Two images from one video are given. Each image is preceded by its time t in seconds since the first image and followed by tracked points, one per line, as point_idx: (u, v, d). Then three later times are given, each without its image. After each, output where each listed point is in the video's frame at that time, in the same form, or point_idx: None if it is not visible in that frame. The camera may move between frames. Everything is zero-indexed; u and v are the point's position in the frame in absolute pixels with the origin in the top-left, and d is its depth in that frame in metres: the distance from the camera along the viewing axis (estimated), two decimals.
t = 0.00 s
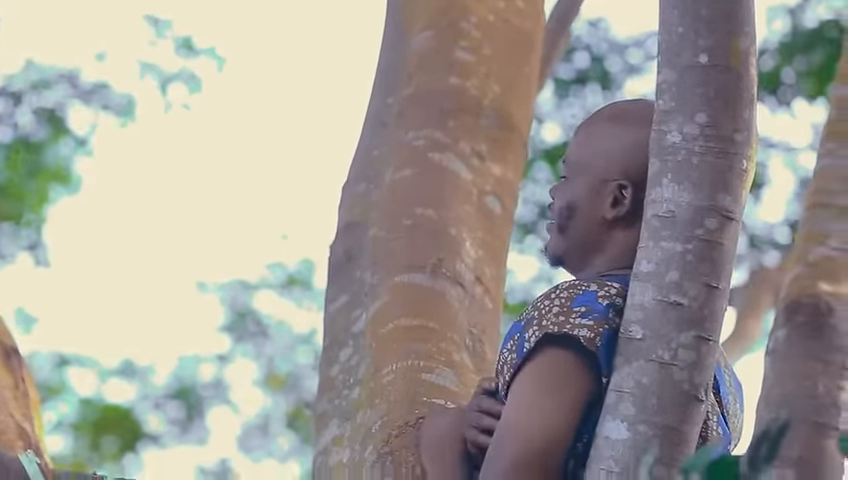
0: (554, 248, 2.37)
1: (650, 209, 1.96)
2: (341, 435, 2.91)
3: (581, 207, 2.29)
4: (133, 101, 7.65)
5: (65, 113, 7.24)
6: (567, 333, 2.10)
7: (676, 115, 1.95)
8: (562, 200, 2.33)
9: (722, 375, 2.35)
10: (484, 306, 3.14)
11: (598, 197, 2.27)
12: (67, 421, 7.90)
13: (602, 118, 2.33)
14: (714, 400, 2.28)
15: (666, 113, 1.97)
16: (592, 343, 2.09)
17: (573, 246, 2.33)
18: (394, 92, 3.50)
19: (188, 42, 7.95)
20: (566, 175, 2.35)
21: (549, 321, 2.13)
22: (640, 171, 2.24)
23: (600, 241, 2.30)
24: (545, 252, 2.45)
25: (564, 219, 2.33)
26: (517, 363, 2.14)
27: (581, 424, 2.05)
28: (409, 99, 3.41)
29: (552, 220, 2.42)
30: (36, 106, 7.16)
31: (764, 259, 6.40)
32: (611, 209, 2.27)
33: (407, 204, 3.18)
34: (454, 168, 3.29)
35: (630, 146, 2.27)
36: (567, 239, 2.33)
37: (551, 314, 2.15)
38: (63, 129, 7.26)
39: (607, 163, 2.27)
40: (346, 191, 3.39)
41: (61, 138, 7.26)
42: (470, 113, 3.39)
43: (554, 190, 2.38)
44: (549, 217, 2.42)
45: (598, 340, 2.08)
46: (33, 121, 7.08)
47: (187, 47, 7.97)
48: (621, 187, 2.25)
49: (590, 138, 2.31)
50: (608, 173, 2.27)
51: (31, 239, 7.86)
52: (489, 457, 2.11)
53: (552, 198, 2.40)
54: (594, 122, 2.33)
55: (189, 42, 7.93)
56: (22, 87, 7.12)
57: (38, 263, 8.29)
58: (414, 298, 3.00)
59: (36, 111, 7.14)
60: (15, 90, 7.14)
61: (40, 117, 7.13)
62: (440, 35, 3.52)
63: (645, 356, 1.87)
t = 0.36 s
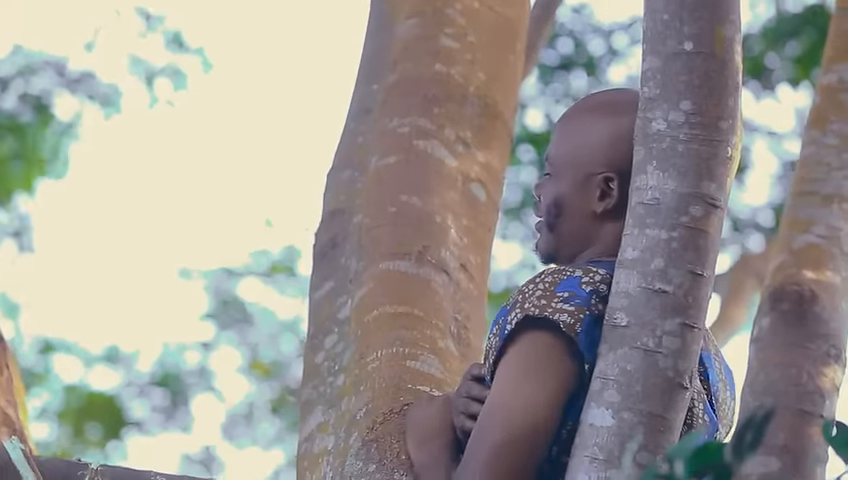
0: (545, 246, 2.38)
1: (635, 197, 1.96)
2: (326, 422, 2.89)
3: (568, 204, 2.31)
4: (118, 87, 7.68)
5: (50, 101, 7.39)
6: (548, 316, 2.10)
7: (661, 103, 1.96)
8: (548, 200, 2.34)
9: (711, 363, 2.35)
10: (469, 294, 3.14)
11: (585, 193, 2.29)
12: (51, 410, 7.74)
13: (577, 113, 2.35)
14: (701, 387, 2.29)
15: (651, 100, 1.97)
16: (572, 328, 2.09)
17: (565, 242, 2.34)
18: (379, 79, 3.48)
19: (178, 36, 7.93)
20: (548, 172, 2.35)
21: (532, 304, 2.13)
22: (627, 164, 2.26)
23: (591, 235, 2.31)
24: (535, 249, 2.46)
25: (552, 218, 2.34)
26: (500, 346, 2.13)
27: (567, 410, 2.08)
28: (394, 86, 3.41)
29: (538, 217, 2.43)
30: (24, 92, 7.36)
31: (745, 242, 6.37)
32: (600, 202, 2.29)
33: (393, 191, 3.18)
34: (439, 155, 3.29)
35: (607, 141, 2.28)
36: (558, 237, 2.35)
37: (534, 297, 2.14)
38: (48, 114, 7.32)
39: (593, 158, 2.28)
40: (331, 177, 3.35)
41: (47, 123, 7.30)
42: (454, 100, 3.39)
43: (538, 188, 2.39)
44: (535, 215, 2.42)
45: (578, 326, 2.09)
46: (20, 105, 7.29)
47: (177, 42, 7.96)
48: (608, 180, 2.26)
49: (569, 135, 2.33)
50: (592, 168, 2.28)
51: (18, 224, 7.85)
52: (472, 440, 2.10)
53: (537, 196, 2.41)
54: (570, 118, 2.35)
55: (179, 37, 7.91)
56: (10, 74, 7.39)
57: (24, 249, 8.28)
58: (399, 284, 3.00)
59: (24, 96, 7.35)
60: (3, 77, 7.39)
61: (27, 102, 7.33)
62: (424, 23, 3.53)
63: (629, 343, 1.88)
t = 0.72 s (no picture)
0: (539, 240, 2.37)
1: (625, 187, 1.95)
2: (315, 412, 2.87)
3: (560, 196, 2.30)
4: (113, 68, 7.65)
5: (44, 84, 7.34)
6: (535, 306, 2.10)
7: (651, 93, 1.96)
8: (539, 192, 2.34)
9: (704, 353, 2.35)
10: (459, 285, 3.14)
11: (576, 185, 2.28)
12: (39, 402, 7.76)
13: (567, 104, 2.35)
14: (693, 377, 2.29)
15: (641, 90, 1.98)
16: (559, 317, 2.09)
17: (558, 235, 2.34)
18: (369, 69, 3.47)
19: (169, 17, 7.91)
20: (540, 165, 2.35)
21: (520, 295, 2.13)
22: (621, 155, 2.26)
23: (583, 228, 2.31)
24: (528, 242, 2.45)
25: (545, 210, 2.34)
26: (491, 336, 2.14)
27: (559, 401, 2.08)
28: (385, 76, 3.40)
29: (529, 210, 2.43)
30: (18, 77, 7.32)
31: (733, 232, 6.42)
32: (592, 194, 2.28)
33: (383, 181, 3.17)
34: (429, 145, 3.29)
35: (597, 128, 2.29)
36: (550, 229, 2.34)
37: (522, 286, 2.14)
38: (42, 98, 7.28)
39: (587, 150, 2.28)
40: (320, 166, 3.34)
41: (41, 106, 7.28)
42: (444, 91, 3.39)
43: (529, 181, 2.39)
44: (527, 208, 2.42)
45: (565, 315, 2.09)
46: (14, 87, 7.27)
47: (169, 22, 7.93)
48: (599, 172, 2.26)
49: (559, 126, 2.32)
50: (584, 159, 2.28)
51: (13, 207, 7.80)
52: (468, 433, 2.11)
53: (528, 189, 2.41)
54: (559, 110, 2.35)
55: (170, 18, 7.88)
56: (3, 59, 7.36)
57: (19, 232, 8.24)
58: (389, 274, 3.00)
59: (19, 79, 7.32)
60: None
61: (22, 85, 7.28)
62: (415, 13, 3.52)
63: (619, 333, 1.87)
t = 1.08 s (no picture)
0: (532, 234, 2.37)
1: (617, 180, 1.95)
2: (307, 404, 2.87)
3: (552, 189, 2.30)
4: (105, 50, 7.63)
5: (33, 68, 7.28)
6: (529, 299, 2.09)
7: (643, 85, 1.96)
8: (533, 187, 2.34)
9: (694, 347, 2.35)
10: (451, 277, 3.14)
11: (569, 178, 2.28)
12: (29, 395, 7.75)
13: (558, 98, 2.34)
14: (684, 370, 2.29)
15: (633, 83, 1.97)
16: (552, 310, 2.08)
17: (551, 228, 2.34)
18: (362, 61, 3.46)
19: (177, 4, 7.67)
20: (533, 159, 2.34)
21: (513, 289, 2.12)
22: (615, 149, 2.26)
23: (576, 220, 2.31)
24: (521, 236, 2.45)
25: (538, 205, 2.34)
26: (483, 329, 2.13)
27: (550, 394, 2.08)
28: (377, 68, 3.39)
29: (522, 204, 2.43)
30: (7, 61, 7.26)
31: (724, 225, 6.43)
32: (586, 188, 2.28)
33: (375, 173, 3.17)
34: (421, 137, 3.28)
35: (589, 121, 2.29)
36: (544, 223, 2.34)
37: (515, 279, 2.14)
38: (31, 80, 7.22)
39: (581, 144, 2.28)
40: (313, 158, 3.35)
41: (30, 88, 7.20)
42: (437, 83, 3.39)
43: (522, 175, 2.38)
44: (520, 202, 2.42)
45: (558, 308, 2.09)
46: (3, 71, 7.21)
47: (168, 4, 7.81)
48: (592, 164, 2.26)
49: (551, 121, 2.32)
50: (575, 151, 2.28)
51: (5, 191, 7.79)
52: (460, 426, 2.12)
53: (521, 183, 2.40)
54: (551, 104, 2.35)
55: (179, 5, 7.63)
56: None
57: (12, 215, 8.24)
58: (382, 266, 3.00)
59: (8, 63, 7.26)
60: None
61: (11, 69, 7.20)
62: (408, 5, 3.51)
63: (611, 326, 1.87)
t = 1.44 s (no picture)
0: (518, 227, 2.37)
1: (609, 175, 1.95)
2: (299, 399, 2.83)
3: (541, 184, 2.30)
4: (96, 41, 7.60)
5: (20, 60, 7.29)
6: (523, 296, 2.10)
7: (636, 81, 1.96)
8: (521, 179, 2.33)
9: (687, 340, 2.35)
10: (443, 272, 3.14)
11: (559, 173, 2.28)
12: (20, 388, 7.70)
13: (548, 89, 2.34)
14: (675, 365, 2.29)
15: (625, 78, 1.98)
16: (547, 306, 2.09)
17: (538, 223, 2.34)
18: (354, 55, 3.45)
19: None
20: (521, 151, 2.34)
21: (508, 287, 2.13)
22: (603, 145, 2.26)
23: (565, 215, 2.31)
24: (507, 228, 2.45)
25: (526, 198, 2.34)
26: (475, 326, 2.13)
27: (541, 390, 2.08)
28: (369, 63, 3.39)
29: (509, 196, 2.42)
30: None
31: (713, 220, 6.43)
32: (575, 183, 2.28)
33: (367, 168, 3.16)
34: (413, 131, 3.28)
35: (580, 115, 2.28)
36: (531, 217, 2.34)
37: (508, 277, 2.14)
38: (17, 72, 7.23)
39: (570, 139, 2.28)
40: (304, 153, 3.31)
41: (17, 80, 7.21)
42: (429, 78, 3.39)
43: (509, 167, 2.38)
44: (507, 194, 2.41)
45: (552, 304, 2.09)
46: None
47: None
48: (584, 161, 2.26)
49: (540, 113, 2.32)
50: (566, 146, 2.28)
51: None
52: (449, 422, 2.11)
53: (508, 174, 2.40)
54: (540, 95, 2.34)
55: None
56: None
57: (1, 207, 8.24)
58: (373, 262, 3.00)
59: None
60: None
61: None
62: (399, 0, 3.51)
63: (603, 321, 1.87)
